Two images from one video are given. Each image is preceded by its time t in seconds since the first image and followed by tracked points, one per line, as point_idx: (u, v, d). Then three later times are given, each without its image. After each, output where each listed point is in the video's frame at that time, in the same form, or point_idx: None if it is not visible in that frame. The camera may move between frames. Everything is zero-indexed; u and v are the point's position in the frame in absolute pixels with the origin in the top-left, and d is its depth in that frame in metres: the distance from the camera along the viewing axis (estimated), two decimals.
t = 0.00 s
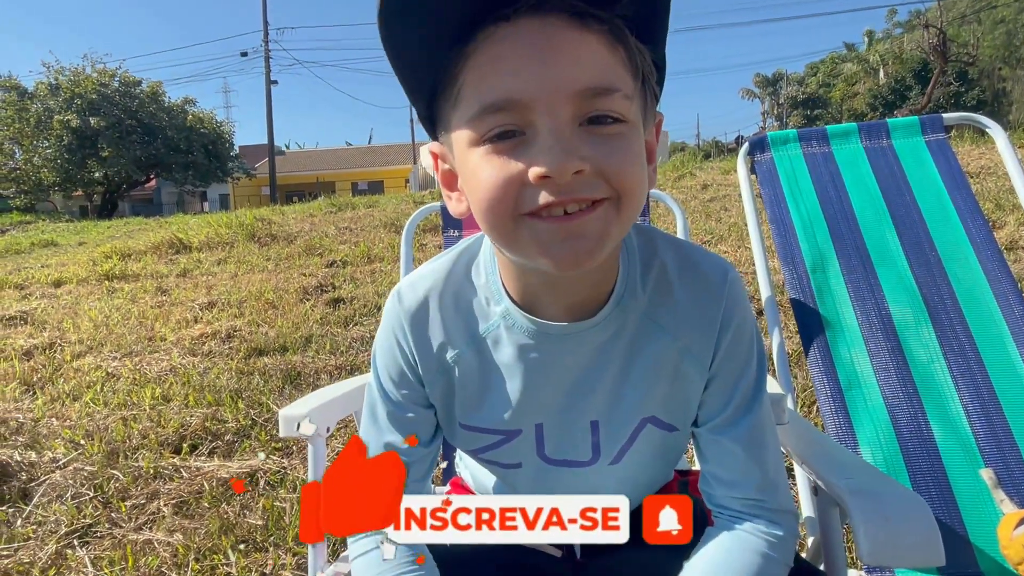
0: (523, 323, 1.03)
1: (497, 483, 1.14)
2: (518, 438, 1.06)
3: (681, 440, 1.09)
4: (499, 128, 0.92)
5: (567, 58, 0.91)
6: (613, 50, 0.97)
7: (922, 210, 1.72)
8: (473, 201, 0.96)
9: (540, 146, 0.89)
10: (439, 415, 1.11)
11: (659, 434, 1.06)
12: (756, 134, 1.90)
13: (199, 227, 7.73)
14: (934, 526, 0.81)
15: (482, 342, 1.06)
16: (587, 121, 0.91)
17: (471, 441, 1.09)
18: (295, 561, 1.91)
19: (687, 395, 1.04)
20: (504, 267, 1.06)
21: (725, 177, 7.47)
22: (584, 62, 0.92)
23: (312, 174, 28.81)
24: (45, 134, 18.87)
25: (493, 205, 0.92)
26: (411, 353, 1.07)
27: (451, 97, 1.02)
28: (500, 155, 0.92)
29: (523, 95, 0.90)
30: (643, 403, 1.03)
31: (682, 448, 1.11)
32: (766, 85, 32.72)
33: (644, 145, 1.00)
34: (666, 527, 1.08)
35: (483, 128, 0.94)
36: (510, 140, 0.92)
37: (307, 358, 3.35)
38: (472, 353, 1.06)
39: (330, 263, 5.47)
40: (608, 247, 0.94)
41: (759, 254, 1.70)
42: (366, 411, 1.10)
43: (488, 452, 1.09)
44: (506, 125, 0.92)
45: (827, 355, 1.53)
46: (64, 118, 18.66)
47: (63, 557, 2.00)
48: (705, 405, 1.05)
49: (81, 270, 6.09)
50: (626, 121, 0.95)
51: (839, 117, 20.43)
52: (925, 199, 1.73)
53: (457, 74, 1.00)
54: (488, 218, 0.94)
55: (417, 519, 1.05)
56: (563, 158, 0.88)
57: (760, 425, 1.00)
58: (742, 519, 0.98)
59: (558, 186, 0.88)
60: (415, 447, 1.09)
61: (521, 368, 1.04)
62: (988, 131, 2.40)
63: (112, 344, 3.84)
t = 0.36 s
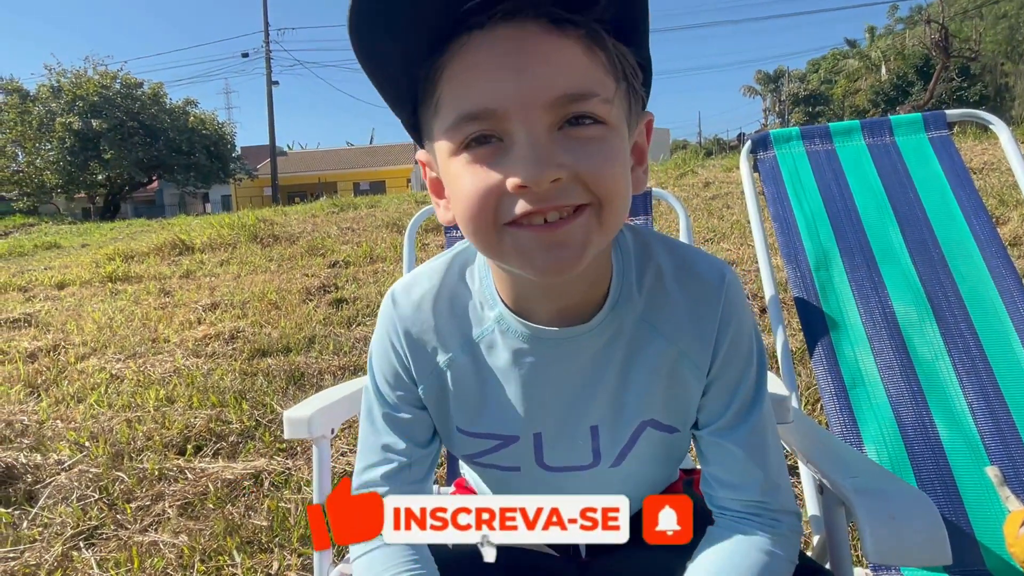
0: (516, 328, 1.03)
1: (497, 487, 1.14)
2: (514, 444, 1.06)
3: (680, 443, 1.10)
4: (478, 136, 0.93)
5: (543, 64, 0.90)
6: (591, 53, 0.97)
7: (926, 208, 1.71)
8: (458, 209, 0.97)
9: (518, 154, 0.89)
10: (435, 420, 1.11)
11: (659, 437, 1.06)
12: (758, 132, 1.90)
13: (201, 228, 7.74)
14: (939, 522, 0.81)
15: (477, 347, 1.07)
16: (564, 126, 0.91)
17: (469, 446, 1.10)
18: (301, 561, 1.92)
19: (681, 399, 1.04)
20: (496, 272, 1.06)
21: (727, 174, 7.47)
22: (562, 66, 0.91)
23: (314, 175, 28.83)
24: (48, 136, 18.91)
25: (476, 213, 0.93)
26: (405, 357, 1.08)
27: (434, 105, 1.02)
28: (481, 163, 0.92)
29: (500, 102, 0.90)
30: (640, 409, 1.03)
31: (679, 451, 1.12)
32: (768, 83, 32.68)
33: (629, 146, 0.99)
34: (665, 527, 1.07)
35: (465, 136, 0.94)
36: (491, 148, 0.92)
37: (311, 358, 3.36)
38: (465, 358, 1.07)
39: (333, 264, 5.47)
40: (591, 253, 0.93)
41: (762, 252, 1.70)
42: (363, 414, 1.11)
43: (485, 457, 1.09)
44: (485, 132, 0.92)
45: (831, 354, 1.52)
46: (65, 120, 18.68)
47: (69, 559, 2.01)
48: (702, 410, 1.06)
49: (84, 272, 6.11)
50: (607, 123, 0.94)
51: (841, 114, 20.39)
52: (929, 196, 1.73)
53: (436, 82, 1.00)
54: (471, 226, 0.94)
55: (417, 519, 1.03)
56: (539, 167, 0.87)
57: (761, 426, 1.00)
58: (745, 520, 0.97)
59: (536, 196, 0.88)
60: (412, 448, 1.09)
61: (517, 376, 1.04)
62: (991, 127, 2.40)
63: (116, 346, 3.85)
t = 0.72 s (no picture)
0: (512, 330, 1.03)
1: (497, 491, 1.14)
2: (512, 446, 1.05)
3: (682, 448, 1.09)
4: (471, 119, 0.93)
5: (536, 51, 0.90)
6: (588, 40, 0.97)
7: (931, 205, 1.70)
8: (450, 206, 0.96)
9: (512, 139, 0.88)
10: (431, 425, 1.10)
11: (659, 439, 1.06)
12: (762, 129, 1.90)
13: (203, 228, 7.75)
14: (946, 520, 0.80)
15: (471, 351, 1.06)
16: (558, 110, 0.90)
17: (466, 451, 1.09)
18: (304, 561, 1.91)
19: (681, 401, 1.04)
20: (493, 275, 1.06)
21: (729, 172, 7.45)
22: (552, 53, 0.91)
23: (315, 175, 28.83)
24: (49, 137, 18.92)
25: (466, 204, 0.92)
26: (400, 361, 1.07)
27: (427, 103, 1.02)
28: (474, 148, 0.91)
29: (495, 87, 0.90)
30: (640, 411, 1.03)
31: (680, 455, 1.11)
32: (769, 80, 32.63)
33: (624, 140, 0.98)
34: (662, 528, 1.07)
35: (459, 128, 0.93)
36: (484, 129, 0.91)
37: (313, 358, 3.36)
38: (460, 362, 1.06)
39: (335, 263, 5.47)
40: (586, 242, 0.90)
41: (766, 250, 1.69)
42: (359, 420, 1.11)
43: (483, 462, 1.09)
44: (478, 116, 0.92)
45: (836, 353, 1.52)
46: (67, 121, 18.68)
47: (72, 559, 2.00)
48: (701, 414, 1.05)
49: (87, 272, 6.11)
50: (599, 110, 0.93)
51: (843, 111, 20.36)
52: (933, 193, 1.72)
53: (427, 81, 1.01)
54: (463, 219, 0.93)
55: (417, 519, 1.03)
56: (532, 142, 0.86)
57: (762, 429, 0.99)
58: (749, 523, 0.97)
59: (527, 172, 0.86)
60: (409, 453, 1.09)
61: (517, 376, 1.03)
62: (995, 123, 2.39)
63: (118, 347, 3.85)
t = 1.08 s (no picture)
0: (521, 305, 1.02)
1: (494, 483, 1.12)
2: (516, 420, 1.05)
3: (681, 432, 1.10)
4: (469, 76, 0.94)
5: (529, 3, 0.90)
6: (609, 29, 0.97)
7: (932, 202, 1.70)
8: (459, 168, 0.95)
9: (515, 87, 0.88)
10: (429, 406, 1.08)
11: (662, 420, 1.06)
12: (762, 126, 1.89)
13: (202, 226, 7.74)
14: (948, 520, 0.80)
15: (470, 333, 1.04)
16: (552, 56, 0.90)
17: (468, 432, 1.07)
18: (304, 559, 1.91)
19: (684, 382, 1.03)
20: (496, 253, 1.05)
21: (728, 169, 7.45)
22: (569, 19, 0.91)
23: (314, 172, 28.81)
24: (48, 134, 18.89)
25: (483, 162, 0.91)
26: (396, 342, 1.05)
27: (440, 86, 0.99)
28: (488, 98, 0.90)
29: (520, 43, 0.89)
30: (647, 385, 1.03)
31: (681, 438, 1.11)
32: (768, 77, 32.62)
33: (626, 93, 0.95)
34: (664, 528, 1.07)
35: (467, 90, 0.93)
36: (480, 85, 0.92)
37: (312, 356, 3.36)
38: (460, 345, 1.04)
39: (334, 261, 5.47)
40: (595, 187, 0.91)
41: (766, 247, 1.69)
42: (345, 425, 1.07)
43: (486, 442, 1.07)
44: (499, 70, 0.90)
45: (837, 350, 1.51)
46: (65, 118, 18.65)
47: (72, 557, 2.00)
48: (704, 398, 1.05)
49: (85, 270, 6.11)
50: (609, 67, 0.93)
51: (842, 107, 20.35)
52: (934, 190, 1.72)
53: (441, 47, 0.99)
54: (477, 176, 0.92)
55: (417, 519, 1.02)
56: (518, 82, 0.87)
57: (766, 421, 0.99)
58: (754, 520, 0.97)
59: (518, 114, 0.87)
60: (394, 455, 1.05)
61: (521, 351, 1.03)
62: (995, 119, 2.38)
63: (117, 344, 3.85)
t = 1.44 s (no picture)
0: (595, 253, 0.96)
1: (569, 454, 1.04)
2: (600, 368, 0.98)
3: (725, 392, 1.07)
4: (529, 48, 0.89)
5: None
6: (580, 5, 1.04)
7: (933, 200, 1.70)
8: (524, 148, 0.93)
9: (560, 42, 0.88)
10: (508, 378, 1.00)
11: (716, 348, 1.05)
12: (764, 123, 1.88)
13: (198, 219, 7.71)
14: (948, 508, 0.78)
15: (550, 284, 0.98)
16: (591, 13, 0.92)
17: (554, 391, 0.99)
18: (304, 554, 1.91)
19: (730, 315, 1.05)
20: (557, 212, 1.01)
21: (726, 164, 7.46)
22: None
23: (310, 164, 28.71)
24: (42, 125, 18.76)
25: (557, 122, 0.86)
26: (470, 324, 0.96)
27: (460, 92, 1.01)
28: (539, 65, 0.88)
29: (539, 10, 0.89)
30: (705, 318, 1.02)
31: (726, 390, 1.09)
32: (765, 72, 32.61)
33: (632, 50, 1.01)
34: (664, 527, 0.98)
35: (509, 70, 0.90)
36: (543, 54, 0.88)
37: (310, 350, 3.36)
38: (542, 299, 0.97)
39: (331, 254, 5.46)
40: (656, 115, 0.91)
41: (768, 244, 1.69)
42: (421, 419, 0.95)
43: (570, 399, 0.99)
44: (530, 45, 0.88)
45: (837, 347, 1.52)
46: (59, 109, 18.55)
47: (71, 552, 2.00)
48: (746, 327, 1.07)
49: (80, 262, 6.08)
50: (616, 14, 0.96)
51: (839, 102, 20.35)
52: (935, 187, 1.72)
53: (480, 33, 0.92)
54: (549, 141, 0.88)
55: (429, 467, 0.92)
56: (590, 33, 0.87)
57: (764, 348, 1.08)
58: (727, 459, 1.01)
59: (599, 57, 0.87)
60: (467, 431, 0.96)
61: (603, 292, 0.96)
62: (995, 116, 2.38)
63: (113, 338, 3.84)
